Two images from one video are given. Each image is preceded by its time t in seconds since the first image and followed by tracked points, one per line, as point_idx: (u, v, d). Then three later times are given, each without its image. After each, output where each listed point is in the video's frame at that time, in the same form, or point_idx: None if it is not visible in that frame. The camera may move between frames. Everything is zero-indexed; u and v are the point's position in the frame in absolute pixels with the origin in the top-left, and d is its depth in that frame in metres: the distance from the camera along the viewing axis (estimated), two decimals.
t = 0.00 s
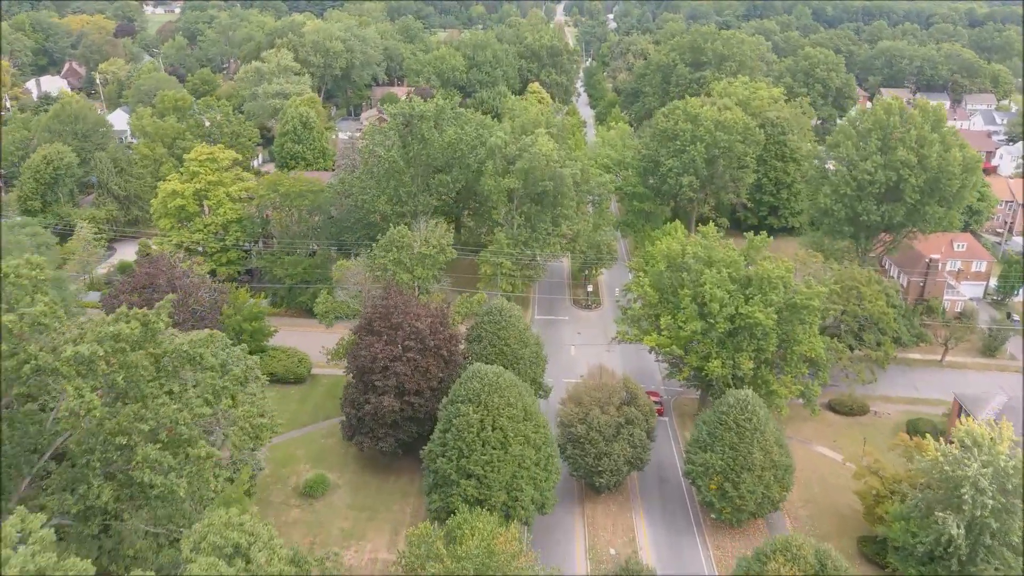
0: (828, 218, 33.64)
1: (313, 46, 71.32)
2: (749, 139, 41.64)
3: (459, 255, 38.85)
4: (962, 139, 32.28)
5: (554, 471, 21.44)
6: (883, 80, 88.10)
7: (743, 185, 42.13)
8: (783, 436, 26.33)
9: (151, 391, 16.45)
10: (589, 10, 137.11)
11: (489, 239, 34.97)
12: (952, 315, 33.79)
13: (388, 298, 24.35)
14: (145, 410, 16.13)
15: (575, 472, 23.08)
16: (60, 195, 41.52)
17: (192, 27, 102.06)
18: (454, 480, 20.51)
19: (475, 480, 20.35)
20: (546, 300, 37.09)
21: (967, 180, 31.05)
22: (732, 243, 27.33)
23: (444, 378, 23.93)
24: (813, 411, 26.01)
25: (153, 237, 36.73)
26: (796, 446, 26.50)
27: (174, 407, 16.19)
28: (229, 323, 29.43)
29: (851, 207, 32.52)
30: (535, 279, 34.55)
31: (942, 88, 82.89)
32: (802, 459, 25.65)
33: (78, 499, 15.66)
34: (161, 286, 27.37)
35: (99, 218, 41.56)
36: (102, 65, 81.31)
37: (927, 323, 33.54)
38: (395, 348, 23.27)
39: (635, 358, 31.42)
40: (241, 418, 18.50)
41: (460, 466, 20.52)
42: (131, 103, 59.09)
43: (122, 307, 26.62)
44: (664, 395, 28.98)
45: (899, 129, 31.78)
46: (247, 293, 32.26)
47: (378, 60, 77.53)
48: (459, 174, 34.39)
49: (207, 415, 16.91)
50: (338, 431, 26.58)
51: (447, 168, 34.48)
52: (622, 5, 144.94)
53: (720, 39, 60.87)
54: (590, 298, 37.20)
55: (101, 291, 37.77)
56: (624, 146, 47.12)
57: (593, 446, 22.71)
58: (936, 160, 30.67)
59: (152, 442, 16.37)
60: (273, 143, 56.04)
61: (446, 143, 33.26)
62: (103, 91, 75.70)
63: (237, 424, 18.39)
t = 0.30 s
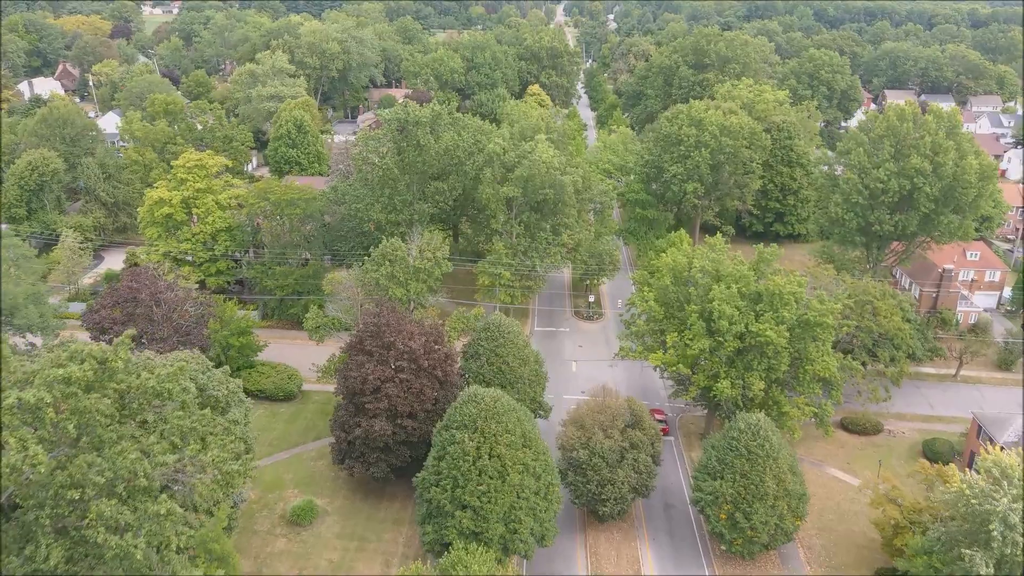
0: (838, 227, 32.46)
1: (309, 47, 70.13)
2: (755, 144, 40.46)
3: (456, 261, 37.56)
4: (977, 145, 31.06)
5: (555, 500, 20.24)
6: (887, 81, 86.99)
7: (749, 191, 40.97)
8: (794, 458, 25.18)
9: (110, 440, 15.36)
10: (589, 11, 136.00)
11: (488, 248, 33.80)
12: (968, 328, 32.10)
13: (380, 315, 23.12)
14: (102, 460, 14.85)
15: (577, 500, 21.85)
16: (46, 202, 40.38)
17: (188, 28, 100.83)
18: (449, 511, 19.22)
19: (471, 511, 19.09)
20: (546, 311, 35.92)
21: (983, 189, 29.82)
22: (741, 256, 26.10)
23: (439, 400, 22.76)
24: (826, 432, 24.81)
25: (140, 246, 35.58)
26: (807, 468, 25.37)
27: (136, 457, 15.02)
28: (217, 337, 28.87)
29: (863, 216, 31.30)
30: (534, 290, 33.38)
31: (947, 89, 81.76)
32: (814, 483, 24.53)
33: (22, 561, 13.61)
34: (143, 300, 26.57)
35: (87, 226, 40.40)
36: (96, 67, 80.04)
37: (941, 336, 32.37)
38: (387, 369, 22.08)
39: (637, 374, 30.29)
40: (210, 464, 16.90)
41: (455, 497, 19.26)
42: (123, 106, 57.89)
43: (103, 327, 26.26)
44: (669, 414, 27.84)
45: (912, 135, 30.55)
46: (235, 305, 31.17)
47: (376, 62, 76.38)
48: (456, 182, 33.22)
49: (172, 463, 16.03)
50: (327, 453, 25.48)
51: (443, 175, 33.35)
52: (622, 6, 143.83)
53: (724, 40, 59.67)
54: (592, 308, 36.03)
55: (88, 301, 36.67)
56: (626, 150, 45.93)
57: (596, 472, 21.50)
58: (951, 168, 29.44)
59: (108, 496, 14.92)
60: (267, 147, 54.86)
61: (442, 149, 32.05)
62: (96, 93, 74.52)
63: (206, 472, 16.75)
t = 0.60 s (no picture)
0: (851, 238, 31.19)
1: (305, 49, 68.82)
2: (762, 150, 39.16)
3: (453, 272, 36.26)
4: (997, 153, 29.70)
5: (556, 538, 18.94)
6: (892, 83, 85.69)
7: (756, 198, 39.68)
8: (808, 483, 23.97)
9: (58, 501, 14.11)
10: (589, 13, 134.94)
11: (486, 260, 32.51)
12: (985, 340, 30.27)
13: (370, 337, 21.79)
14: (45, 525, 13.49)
15: (579, 534, 20.53)
16: (30, 210, 39.07)
17: (183, 29, 99.59)
18: (442, 551, 17.87)
19: (465, 551, 17.70)
20: (546, 323, 34.68)
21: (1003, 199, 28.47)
22: (752, 271, 24.74)
23: (432, 426, 21.45)
24: (842, 458, 23.52)
25: (125, 257, 34.27)
26: (821, 495, 24.15)
27: (80, 525, 13.45)
28: (200, 354, 27.21)
29: (878, 228, 29.98)
30: (535, 303, 32.07)
31: (953, 92, 80.52)
32: (830, 511, 23.33)
33: None
34: (122, 318, 25.25)
35: (73, 235, 39.12)
36: (88, 69, 78.68)
37: (958, 351, 31.06)
38: (377, 394, 20.75)
39: (640, 393, 29.02)
40: (169, 525, 15.11)
41: (448, 535, 17.87)
42: (113, 110, 56.58)
43: (80, 346, 24.91)
44: (675, 435, 26.56)
45: (929, 143, 29.21)
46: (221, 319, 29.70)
47: (373, 64, 75.14)
48: (453, 191, 31.96)
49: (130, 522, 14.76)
50: (315, 480, 24.09)
51: (439, 184, 32.14)
52: (624, 7, 142.43)
53: (727, 43, 58.39)
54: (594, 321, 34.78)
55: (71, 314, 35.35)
56: (628, 156, 44.66)
57: (600, 504, 20.17)
58: (971, 177, 28.08)
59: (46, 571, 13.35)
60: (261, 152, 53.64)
61: (438, 157, 30.73)
62: (89, 96, 73.19)
63: (164, 535, 14.96)
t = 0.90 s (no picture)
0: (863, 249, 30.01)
1: (301, 51, 67.62)
2: (768, 156, 37.95)
3: (448, 284, 35.31)
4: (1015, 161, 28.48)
5: None
6: (896, 85, 84.53)
7: (762, 206, 38.52)
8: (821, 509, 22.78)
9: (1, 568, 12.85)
10: (589, 13, 133.78)
11: (484, 271, 31.33)
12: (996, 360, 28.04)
13: (359, 359, 20.57)
14: None
15: (582, 568, 19.40)
16: (13, 218, 37.92)
17: (179, 30, 98.41)
18: None
19: None
20: (546, 335, 33.54)
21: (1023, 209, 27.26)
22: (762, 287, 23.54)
23: (426, 453, 20.25)
24: (857, 484, 22.33)
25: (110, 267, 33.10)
26: (835, 519, 22.94)
27: None
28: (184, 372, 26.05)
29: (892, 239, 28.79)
30: (535, 316, 30.90)
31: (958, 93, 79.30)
32: (844, 535, 22.14)
33: None
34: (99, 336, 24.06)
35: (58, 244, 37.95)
36: (81, 71, 77.49)
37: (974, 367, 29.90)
38: (367, 420, 19.55)
39: (644, 410, 27.88)
40: None
41: None
42: (104, 113, 55.43)
43: (57, 365, 23.79)
44: (681, 456, 25.39)
45: (945, 150, 28.01)
46: (207, 334, 28.48)
47: (370, 65, 73.97)
48: (449, 200, 30.78)
49: None
50: (303, 507, 22.81)
51: (435, 193, 31.02)
52: (625, 7, 141.15)
53: (731, 44, 57.22)
54: (595, 332, 33.62)
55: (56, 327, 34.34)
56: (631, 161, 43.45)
57: (604, 538, 19.01)
58: (990, 187, 26.88)
59: None
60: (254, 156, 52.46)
61: (433, 166, 29.53)
62: (81, 98, 71.97)
63: None
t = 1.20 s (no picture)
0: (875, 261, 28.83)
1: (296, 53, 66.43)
2: (775, 163, 36.78)
3: (443, 297, 34.18)
4: None
5: None
6: (900, 87, 83.24)
7: (769, 214, 37.37)
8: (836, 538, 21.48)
9: None
10: (589, 14, 132.60)
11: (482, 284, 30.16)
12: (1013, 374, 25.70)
13: (347, 383, 19.30)
14: None
15: None
16: None
17: (175, 31, 97.21)
18: None
19: None
20: (546, 350, 32.37)
21: None
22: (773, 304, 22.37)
23: (418, 483, 19.02)
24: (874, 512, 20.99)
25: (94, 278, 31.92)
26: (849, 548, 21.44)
27: None
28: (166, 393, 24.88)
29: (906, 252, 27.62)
30: (534, 330, 29.70)
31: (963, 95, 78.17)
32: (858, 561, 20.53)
33: None
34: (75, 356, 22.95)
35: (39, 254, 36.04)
36: (74, 73, 76.24)
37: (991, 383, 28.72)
38: (355, 450, 18.29)
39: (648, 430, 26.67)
40: None
41: None
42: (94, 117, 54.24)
43: (32, 387, 22.65)
44: (687, 479, 24.14)
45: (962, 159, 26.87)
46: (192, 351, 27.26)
47: (367, 67, 72.82)
48: (445, 210, 29.61)
49: None
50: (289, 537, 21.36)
51: (431, 202, 29.88)
52: (625, 8, 139.97)
53: (734, 46, 56.08)
54: (596, 346, 32.40)
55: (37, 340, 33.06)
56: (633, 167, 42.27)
57: None
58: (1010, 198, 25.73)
59: None
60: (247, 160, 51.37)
61: (429, 174, 28.37)
62: (74, 101, 70.73)
63: None
